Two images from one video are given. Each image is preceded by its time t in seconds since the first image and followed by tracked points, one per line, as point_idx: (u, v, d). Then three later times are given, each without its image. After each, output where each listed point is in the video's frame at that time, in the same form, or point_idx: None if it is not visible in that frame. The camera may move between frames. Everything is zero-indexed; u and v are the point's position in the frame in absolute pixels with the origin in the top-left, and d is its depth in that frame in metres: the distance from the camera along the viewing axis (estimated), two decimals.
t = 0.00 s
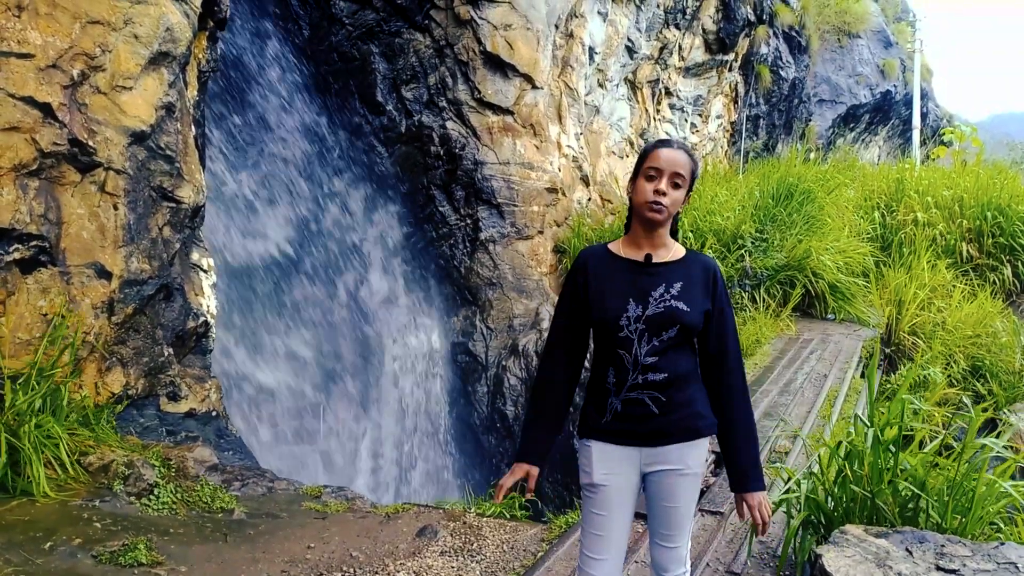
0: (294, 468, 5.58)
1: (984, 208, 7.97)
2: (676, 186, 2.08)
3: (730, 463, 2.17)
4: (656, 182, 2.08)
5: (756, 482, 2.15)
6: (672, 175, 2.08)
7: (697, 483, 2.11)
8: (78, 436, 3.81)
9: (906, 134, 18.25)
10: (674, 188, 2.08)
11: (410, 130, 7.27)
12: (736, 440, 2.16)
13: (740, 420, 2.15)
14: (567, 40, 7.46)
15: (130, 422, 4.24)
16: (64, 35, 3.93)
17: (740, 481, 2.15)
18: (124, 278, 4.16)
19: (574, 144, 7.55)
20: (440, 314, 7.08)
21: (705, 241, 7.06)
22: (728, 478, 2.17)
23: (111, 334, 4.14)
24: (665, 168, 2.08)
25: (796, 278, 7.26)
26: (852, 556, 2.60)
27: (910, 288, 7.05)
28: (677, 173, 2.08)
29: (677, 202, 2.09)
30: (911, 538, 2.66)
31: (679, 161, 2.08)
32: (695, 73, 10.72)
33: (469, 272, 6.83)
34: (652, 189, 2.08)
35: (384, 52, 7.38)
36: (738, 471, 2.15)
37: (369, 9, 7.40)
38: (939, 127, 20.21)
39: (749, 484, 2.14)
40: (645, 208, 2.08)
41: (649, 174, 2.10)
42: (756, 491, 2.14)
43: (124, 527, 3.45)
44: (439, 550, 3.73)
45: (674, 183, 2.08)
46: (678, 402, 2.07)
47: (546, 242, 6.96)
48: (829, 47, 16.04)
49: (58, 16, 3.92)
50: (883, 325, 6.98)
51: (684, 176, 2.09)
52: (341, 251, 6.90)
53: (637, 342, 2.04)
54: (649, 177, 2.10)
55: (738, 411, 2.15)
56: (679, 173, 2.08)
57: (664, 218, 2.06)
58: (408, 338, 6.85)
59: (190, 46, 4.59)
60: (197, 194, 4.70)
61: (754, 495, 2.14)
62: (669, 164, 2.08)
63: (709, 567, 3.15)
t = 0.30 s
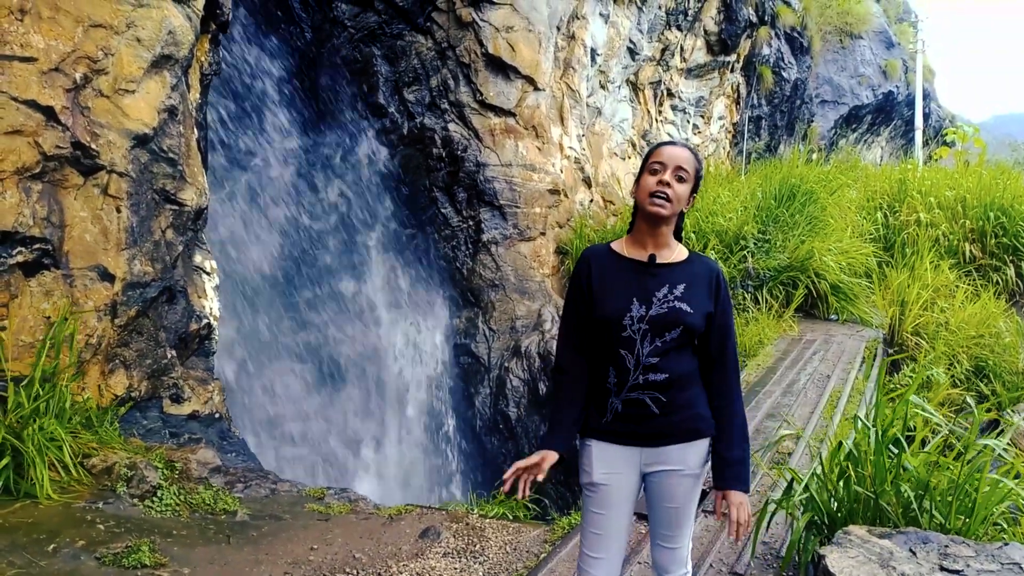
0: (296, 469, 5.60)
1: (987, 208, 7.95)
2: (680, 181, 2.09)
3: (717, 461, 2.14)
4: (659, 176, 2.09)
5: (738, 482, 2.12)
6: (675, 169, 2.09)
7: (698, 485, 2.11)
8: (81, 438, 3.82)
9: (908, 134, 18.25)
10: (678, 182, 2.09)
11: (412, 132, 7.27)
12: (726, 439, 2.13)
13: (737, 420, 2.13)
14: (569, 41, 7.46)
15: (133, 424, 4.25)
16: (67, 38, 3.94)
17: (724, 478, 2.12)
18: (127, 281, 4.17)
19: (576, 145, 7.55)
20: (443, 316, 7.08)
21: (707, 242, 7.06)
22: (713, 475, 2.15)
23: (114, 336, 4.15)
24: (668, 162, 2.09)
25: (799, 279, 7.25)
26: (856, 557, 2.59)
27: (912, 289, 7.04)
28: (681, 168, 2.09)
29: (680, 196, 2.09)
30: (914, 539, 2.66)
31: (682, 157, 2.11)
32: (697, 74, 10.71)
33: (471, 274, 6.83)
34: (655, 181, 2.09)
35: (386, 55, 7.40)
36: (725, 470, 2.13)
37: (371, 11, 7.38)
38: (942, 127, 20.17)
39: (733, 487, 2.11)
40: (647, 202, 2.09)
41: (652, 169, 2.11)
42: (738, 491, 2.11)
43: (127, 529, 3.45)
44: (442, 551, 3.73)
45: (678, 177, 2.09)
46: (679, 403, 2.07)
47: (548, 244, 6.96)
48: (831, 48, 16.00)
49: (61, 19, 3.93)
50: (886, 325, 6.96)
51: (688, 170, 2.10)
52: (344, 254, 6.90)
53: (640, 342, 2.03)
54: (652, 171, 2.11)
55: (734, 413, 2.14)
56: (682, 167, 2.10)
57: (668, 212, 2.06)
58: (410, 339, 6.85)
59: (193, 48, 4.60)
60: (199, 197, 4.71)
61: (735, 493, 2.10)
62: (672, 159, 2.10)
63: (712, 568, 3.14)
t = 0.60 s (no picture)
0: (295, 467, 5.60)
1: (986, 208, 7.95)
2: (685, 181, 2.10)
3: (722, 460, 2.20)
4: (665, 177, 2.09)
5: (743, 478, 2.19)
6: (681, 170, 2.09)
7: (700, 484, 2.11)
8: (80, 438, 3.83)
9: (908, 133, 18.27)
10: (683, 183, 2.09)
11: (411, 132, 7.27)
12: (732, 440, 2.19)
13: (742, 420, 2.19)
14: (568, 40, 7.45)
15: (133, 423, 4.25)
16: (66, 37, 3.94)
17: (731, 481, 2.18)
18: (126, 280, 4.17)
19: (575, 144, 7.54)
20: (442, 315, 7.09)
21: (706, 241, 7.06)
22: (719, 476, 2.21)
23: (113, 335, 4.15)
24: (673, 163, 2.09)
25: (798, 278, 7.25)
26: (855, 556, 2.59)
27: (912, 288, 7.03)
28: (686, 168, 2.10)
29: (685, 198, 2.10)
30: (914, 538, 2.66)
31: (687, 157, 2.11)
32: (697, 73, 10.71)
33: (470, 273, 6.83)
34: (661, 183, 2.09)
35: (385, 54, 7.36)
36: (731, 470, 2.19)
37: (370, 10, 7.37)
38: (942, 126, 20.16)
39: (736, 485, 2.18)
40: (653, 202, 2.08)
41: (657, 169, 2.10)
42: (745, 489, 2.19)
43: (127, 528, 3.45)
44: (442, 550, 3.73)
45: (683, 178, 2.09)
46: (682, 404, 2.07)
47: (548, 243, 6.96)
48: (830, 47, 15.99)
49: (60, 18, 3.93)
50: (885, 325, 6.96)
51: (693, 171, 2.11)
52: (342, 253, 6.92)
53: (643, 342, 2.03)
54: (657, 172, 2.10)
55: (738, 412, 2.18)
56: (688, 168, 2.10)
57: (672, 212, 2.07)
58: (410, 339, 6.85)
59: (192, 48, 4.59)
60: (198, 196, 4.71)
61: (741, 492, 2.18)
62: (677, 159, 2.10)
63: (712, 567, 3.14)
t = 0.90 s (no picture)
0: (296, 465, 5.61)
1: (987, 204, 7.94)
2: (686, 183, 2.09)
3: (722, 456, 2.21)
4: (666, 178, 2.08)
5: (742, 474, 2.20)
6: (682, 171, 2.08)
7: (703, 481, 2.11)
8: (81, 436, 3.83)
9: (908, 129, 18.27)
10: (684, 184, 2.08)
11: (411, 129, 7.26)
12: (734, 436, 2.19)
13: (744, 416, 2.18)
14: (568, 37, 7.44)
15: (133, 421, 4.26)
16: (64, 35, 3.93)
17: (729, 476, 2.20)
18: (126, 278, 4.16)
19: (575, 141, 7.53)
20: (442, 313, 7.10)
21: (706, 238, 7.06)
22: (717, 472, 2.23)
23: (113, 333, 4.15)
24: (674, 163, 2.07)
25: (798, 275, 7.25)
26: (856, 552, 2.59)
27: (912, 284, 7.02)
28: (688, 169, 2.08)
29: (686, 198, 2.09)
30: (915, 534, 2.66)
31: (690, 157, 2.09)
32: (696, 69, 10.69)
33: (471, 270, 6.83)
34: (662, 185, 2.08)
35: (385, 51, 7.36)
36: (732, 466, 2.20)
37: (369, 7, 7.30)
38: (942, 122, 20.14)
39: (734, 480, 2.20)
40: (653, 205, 2.08)
41: (657, 170, 2.09)
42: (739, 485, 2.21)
43: (128, 526, 3.45)
44: (442, 547, 3.74)
45: (684, 179, 2.08)
46: (686, 400, 2.06)
47: (548, 240, 6.94)
48: (830, 43, 15.96)
49: (59, 16, 3.93)
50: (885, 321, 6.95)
51: (695, 171, 2.09)
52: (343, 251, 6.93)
53: (646, 338, 2.02)
54: (658, 174, 2.09)
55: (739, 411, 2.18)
56: (690, 168, 2.08)
57: (673, 214, 2.06)
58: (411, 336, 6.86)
59: (191, 45, 4.58)
60: (198, 193, 4.70)
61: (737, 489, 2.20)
62: (678, 159, 2.08)
63: (713, 563, 3.15)
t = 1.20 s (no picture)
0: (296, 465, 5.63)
1: (987, 202, 7.94)
2: (687, 174, 2.08)
3: (727, 456, 2.17)
4: (665, 173, 2.08)
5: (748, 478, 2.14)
6: (680, 163, 2.08)
7: (705, 478, 2.11)
8: (81, 434, 3.84)
9: (909, 128, 18.28)
10: (684, 175, 2.08)
11: (411, 127, 7.26)
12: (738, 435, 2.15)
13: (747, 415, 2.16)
14: (569, 35, 7.44)
15: (134, 420, 4.25)
16: (65, 33, 3.93)
17: (735, 476, 2.14)
18: (126, 276, 4.17)
19: (575, 139, 7.53)
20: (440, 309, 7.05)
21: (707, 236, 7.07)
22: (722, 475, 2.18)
23: (114, 331, 4.16)
24: (671, 157, 2.08)
25: (799, 273, 7.24)
26: (856, 550, 2.59)
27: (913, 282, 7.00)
28: (686, 160, 2.08)
29: (689, 188, 2.09)
30: (914, 532, 2.66)
31: (686, 149, 2.09)
32: (697, 68, 10.69)
33: (471, 268, 6.83)
34: (662, 180, 2.08)
35: (385, 49, 7.34)
36: (737, 465, 2.15)
37: (370, 5, 7.29)
38: (943, 121, 20.15)
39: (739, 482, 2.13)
40: (658, 200, 2.08)
41: (656, 166, 2.10)
42: (747, 490, 2.13)
43: (128, 524, 3.45)
44: (442, 545, 3.74)
45: (684, 170, 2.08)
46: (688, 400, 2.07)
47: (548, 238, 6.93)
48: (831, 42, 15.94)
49: (59, 14, 3.92)
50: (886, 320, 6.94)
51: (693, 161, 2.09)
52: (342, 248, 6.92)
53: (649, 338, 2.02)
54: (657, 169, 2.10)
55: (741, 411, 2.16)
56: (687, 159, 2.08)
57: (679, 208, 2.06)
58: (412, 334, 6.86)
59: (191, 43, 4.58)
60: (198, 192, 4.70)
61: (745, 492, 2.13)
62: (675, 153, 2.08)
63: (713, 562, 3.15)
